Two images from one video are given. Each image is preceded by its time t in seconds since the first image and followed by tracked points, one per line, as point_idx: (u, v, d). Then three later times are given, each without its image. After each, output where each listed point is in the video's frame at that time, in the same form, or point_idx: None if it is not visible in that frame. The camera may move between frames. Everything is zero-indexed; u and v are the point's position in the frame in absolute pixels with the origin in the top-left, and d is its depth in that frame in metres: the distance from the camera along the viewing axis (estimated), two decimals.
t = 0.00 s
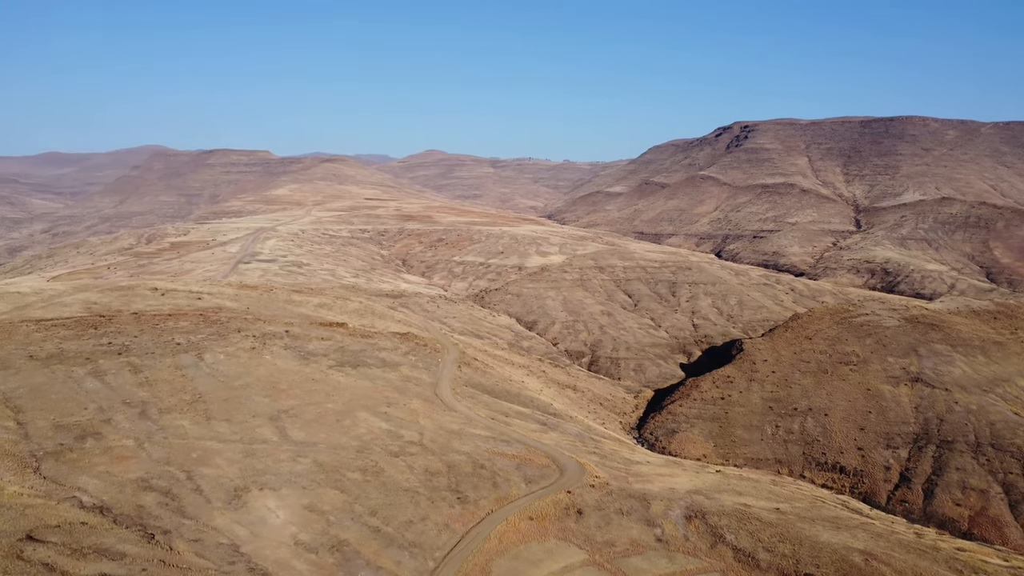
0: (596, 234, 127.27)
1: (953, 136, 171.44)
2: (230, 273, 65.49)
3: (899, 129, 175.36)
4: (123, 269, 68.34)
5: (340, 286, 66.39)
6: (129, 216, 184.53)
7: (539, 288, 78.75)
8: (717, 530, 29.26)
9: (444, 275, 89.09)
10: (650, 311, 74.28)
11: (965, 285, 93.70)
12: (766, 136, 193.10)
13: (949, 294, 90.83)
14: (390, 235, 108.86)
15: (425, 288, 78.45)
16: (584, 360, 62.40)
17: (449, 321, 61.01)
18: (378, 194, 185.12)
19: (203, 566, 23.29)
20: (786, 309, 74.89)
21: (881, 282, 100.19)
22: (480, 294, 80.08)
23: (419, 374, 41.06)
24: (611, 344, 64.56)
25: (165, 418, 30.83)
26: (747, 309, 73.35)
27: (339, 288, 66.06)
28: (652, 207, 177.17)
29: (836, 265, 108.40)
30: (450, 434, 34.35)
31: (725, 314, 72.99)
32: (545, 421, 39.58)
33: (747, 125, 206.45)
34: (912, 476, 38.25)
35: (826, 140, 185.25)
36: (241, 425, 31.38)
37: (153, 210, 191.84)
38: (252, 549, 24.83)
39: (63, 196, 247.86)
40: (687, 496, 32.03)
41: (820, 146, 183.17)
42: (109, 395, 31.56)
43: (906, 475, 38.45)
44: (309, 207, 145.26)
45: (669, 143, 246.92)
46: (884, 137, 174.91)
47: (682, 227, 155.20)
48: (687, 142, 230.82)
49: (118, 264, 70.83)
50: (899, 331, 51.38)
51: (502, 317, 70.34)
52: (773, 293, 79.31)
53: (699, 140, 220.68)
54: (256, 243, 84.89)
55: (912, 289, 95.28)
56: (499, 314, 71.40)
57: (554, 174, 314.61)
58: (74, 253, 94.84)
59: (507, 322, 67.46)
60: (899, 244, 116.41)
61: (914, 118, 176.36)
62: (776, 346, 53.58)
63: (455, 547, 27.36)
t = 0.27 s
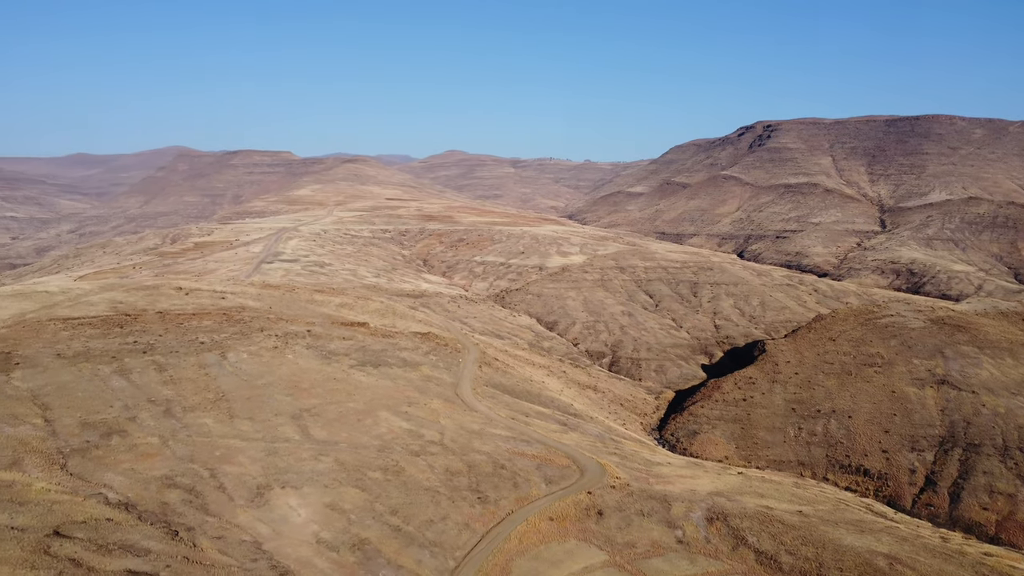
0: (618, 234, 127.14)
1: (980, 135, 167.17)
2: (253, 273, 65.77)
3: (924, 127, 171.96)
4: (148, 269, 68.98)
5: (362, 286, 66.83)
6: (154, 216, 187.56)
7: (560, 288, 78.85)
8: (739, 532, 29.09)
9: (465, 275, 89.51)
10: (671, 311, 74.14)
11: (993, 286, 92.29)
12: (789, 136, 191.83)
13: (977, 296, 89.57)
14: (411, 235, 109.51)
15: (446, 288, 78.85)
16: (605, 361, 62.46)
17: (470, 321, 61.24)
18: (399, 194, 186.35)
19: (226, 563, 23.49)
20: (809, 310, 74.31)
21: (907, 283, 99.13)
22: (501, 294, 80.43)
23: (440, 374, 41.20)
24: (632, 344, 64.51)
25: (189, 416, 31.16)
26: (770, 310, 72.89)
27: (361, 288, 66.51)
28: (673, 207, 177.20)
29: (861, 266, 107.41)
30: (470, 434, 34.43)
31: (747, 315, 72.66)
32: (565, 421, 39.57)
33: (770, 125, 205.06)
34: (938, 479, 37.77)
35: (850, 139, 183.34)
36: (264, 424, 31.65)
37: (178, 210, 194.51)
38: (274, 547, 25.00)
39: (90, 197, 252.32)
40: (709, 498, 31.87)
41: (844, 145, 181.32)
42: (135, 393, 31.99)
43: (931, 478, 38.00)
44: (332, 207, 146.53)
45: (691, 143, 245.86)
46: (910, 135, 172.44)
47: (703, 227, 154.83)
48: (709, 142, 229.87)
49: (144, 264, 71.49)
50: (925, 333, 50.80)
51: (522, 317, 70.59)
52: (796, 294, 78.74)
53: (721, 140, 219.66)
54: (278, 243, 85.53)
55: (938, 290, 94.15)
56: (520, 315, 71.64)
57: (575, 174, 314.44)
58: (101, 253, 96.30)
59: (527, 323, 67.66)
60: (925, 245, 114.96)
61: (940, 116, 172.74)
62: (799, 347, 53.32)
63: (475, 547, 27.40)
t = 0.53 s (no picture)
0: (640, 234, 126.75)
1: (1011, 133, 159.17)
2: (277, 273, 66.15)
3: (951, 126, 167.10)
4: (174, 269, 69.79)
5: (384, 286, 67.21)
6: (180, 216, 190.50)
7: (582, 288, 78.83)
8: (762, 535, 28.90)
9: (486, 275, 89.85)
10: (694, 312, 73.91)
11: None
12: (814, 135, 190.13)
13: (1007, 297, 88.02)
14: (433, 235, 110.05)
15: (468, 288, 79.19)
16: (627, 361, 62.51)
17: (491, 321, 61.40)
18: (421, 194, 187.41)
19: (249, 561, 23.70)
20: (834, 311, 73.59)
21: (934, 284, 97.80)
22: (523, 294, 80.72)
23: (461, 374, 41.34)
24: (654, 345, 64.45)
25: (213, 414, 31.50)
26: (794, 311, 72.37)
27: (383, 287, 66.89)
28: (696, 207, 177.08)
29: (887, 266, 106.17)
30: (492, 434, 34.48)
31: (771, 316, 72.23)
32: (587, 422, 39.52)
33: (794, 124, 203.44)
34: (966, 483, 37.22)
35: (876, 138, 181.10)
36: (287, 423, 31.91)
37: (204, 211, 197.26)
38: (297, 545, 25.18)
39: (118, 198, 257.08)
40: (732, 500, 31.67)
41: (870, 144, 179.13)
42: (160, 390, 32.42)
43: (959, 482, 37.47)
44: (355, 207, 147.70)
45: (714, 143, 244.27)
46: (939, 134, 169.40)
47: (727, 227, 154.36)
48: (733, 141, 228.77)
49: (170, 264, 72.41)
50: (952, 334, 50.10)
51: (544, 317, 70.77)
52: (821, 295, 77.99)
53: (745, 139, 218.34)
54: (302, 243, 86.21)
55: (967, 291, 92.76)
56: (542, 315, 71.84)
57: (598, 174, 314.18)
58: (129, 252, 98.06)
59: (549, 323, 67.84)
60: (953, 245, 113.18)
61: (968, 115, 167.13)
62: (823, 348, 52.92)
63: (497, 547, 27.42)
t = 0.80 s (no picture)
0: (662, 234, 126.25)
1: None
2: (300, 272, 66.56)
3: (982, 124, 164.32)
4: (200, 268, 70.64)
5: (406, 286, 67.56)
6: (206, 217, 193.12)
7: (604, 288, 79.00)
8: (786, 537, 28.69)
9: (508, 275, 90.15)
10: (717, 313, 73.67)
11: None
12: (839, 134, 188.33)
13: None
14: (456, 235, 110.54)
15: (490, 288, 79.43)
16: (649, 362, 62.55)
17: (513, 321, 61.51)
18: (443, 194, 188.27)
19: (272, 558, 23.88)
20: (859, 312, 72.93)
21: (962, 284, 96.45)
22: (545, 294, 80.99)
23: (483, 374, 41.46)
24: (676, 345, 64.38)
25: (237, 413, 31.82)
26: (819, 312, 71.86)
27: (405, 287, 67.24)
28: (720, 207, 176.85)
29: (914, 267, 104.91)
30: (513, 433, 34.52)
31: (795, 317, 71.77)
32: (609, 422, 39.47)
33: (819, 123, 201.77)
34: (995, 487, 36.67)
35: (903, 137, 178.81)
36: (310, 421, 32.16)
37: (229, 211, 199.92)
38: (319, 542, 25.35)
39: (145, 199, 261.92)
40: (755, 502, 31.46)
41: (897, 143, 176.89)
42: (186, 388, 32.82)
43: (988, 486, 36.92)
44: (378, 207, 148.63)
45: (737, 143, 242.10)
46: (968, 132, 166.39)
47: (750, 227, 153.77)
48: (757, 141, 227.64)
49: (196, 264, 73.43)
50: (981, 335, 49.37)
51: (566, 317, 70.94)
52: (847, 296, 77.23)
53: (769, 138, 216.90)
54: (325, 243, 86.87)
55: (996, 292, 91.26)
56: (564, 315, 72.03)
57: (620, 174, 313.74)
58: (156, 252, 99.61)
59: (571, 323, 68.00)
60: (982, 245, 111.35)
61: (999, 112, 164.28)
62: (848, 349, 52.50)
63: (518, 546, 27.41)
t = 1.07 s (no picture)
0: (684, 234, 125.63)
1: None
2: (323, 272, 66.96)
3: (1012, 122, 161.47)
4: (225, 268, 71.46)
5: (428, 286, 67.86)
6: (231, 217, 195.48)
7: (626, 288, 79.11)
8: (809, 541, 28.45)
9: (530, 275, 90.37)
10: (740, 313, 73.36)
11: None
12: (865, 133, 186.34)
13: None
14: (477, 235, 110.89)
15: (511, 288, 79.61)
16: (671, 363, 62.59)
17: (534, 321, 61.61)
18: (465, 194, 188.91)
19: (295, 555, 24.03)
20: (885, 313, 72.15)
21: (991, 285, 94.96)
22: (567, 294, 81.19)
23: (504, 374, 41.56)
24: (699, 346, 64.28)
25: (261, 411, 32.11)
26: (844, 313, 71.27)
27: (427, 287, 67.54)
28: (743, 207, 176.22)
29: (941, 267, 103.52)
30: (534, 433, 34.52)
31: (820, 318, 71.29)
32: (630, 423, 39.42)
33: (844, 122, 199.84)
34: None
35: (930, 136, 176.43)
36: (332, 420, 32.39)
37: (252, 211, 202.41)
38: (341, 541, 25.49)
39: (171, 199, 266.43)
40: (778, 504, 31.22)
41: (924, 141, 174.61)
42: (210, 387, 33.17)
43: (1017, 490, 36.13)
44: (400, 207, 149.42)
45: (760, 143, 241.23)
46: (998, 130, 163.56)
47: (774, 227, 152.97)
48: (781, 140, 226.20)
49: (222, 263, 74.32)
50: (1011, 337, 48.52)
51: (588, 318, 71.04)
52: (872, 297, 76.39)
53: (793, 138, 215.22)
54: (347, 243, 87.29)
55: None
56: (586, 315, 72.16)
57: (642, 174, 312.88)
58: (182, 252, 101.08)
59: (593, 324, 68.12)
60: (1012, 245, 109.46)
61: None
62: (874, 351, 52.04)
63: (539, 547, 27.37)
